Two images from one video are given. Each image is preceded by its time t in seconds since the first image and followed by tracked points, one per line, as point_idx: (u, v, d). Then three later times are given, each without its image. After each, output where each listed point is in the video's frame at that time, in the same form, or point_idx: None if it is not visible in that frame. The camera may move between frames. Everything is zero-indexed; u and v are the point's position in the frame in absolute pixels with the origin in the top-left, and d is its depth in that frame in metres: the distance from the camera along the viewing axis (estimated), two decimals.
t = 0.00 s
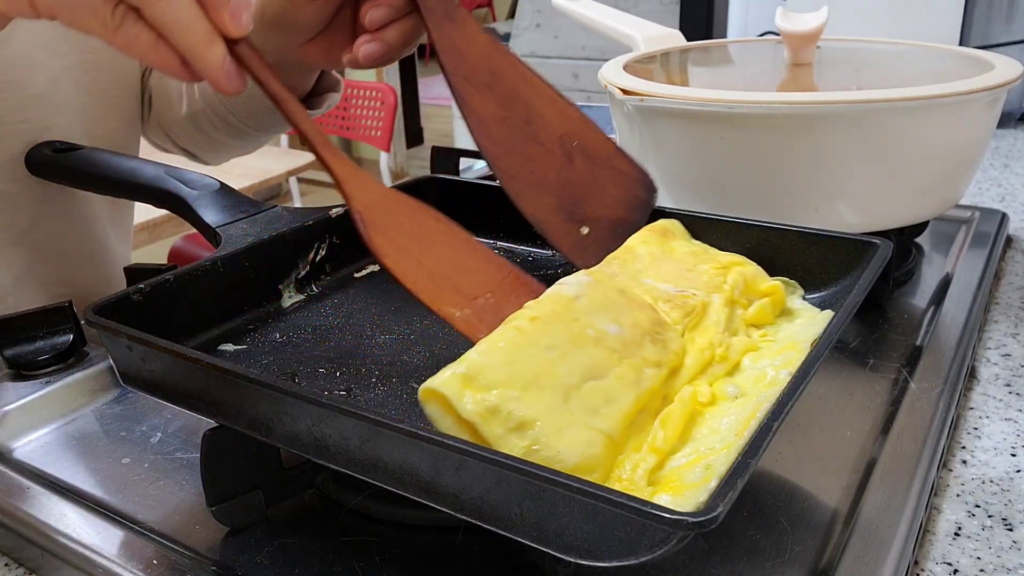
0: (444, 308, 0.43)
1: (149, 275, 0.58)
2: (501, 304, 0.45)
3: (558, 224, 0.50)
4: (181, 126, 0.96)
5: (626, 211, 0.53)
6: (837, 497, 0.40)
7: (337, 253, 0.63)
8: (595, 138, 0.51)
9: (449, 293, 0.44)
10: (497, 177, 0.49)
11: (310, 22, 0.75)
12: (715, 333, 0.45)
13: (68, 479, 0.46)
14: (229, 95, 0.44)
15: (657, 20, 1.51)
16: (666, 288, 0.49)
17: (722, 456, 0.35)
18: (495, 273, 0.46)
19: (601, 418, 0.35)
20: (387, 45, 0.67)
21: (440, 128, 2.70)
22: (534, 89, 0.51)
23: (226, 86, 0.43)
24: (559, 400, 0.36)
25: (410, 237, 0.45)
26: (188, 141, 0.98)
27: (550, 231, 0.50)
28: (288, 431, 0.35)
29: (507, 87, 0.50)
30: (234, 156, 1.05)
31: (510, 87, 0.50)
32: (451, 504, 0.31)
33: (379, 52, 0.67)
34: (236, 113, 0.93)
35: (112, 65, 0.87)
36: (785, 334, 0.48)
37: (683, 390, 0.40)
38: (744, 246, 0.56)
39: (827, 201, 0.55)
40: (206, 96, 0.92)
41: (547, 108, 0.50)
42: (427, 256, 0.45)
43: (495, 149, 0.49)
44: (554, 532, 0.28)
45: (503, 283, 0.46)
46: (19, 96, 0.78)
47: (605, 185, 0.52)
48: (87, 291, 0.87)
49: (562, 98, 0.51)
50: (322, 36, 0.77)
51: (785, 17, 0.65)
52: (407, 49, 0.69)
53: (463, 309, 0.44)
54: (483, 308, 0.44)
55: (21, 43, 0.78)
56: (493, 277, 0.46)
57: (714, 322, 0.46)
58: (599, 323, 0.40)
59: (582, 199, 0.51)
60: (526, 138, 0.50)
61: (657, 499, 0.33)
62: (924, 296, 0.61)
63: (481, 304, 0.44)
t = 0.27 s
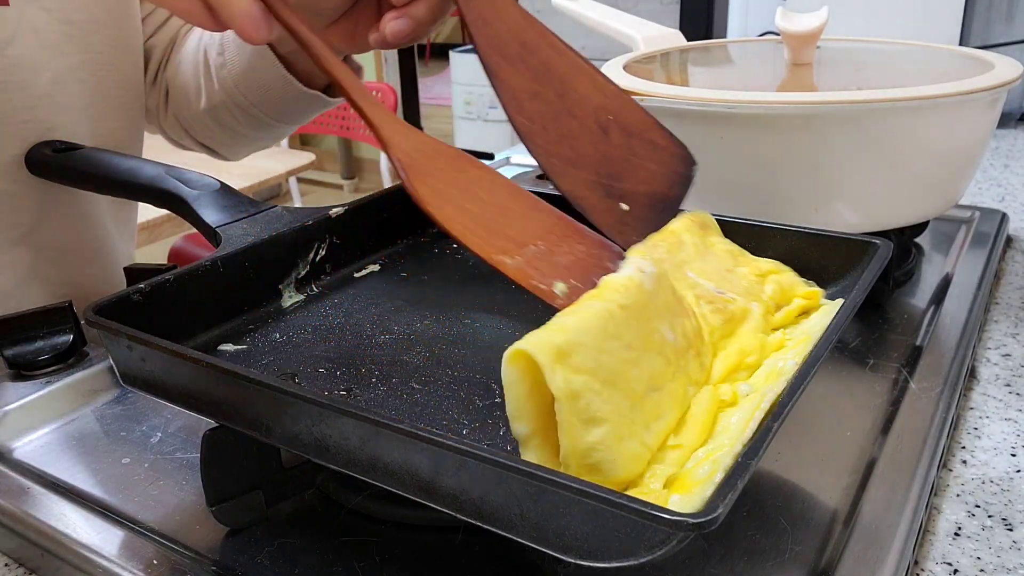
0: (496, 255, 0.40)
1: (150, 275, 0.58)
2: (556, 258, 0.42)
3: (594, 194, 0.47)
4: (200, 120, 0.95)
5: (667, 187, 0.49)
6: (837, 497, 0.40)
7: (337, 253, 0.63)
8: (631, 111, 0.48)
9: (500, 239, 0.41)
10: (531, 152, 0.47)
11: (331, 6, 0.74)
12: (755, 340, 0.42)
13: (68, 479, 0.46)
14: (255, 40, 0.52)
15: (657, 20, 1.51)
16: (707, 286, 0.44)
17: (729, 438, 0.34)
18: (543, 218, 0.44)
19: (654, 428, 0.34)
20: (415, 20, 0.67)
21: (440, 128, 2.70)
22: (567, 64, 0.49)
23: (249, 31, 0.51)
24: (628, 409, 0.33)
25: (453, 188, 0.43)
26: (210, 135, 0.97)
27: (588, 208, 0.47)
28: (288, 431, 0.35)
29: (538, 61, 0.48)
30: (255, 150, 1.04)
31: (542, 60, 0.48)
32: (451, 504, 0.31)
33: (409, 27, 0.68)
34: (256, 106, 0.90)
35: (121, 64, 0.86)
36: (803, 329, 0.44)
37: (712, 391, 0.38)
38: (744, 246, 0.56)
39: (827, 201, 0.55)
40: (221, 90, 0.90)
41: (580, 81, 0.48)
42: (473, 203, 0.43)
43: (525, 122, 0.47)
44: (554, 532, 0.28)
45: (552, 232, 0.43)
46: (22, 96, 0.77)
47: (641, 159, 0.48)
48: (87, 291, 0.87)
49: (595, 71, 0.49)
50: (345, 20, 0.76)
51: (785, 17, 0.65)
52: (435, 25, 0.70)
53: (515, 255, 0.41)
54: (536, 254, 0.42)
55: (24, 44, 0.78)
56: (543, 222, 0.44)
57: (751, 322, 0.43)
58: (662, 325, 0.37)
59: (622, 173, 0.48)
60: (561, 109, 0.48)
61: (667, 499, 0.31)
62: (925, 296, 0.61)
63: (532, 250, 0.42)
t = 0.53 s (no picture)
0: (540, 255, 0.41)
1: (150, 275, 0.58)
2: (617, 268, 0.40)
3: (637, 185, 0.46)
4: (216, 115, 0.94)
5: (707, 172, 0.47)
6: (837, 497, 0.40)
7: (337, 253, 0.63)
8: (673, 99, 0.47)
9: (541, 241, 0.42)
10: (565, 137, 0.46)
11: None
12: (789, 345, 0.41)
13: (68, 479, 0.46)
14: (288, 42, 0.53)
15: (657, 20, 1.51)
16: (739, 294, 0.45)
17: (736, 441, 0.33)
18: (586, 220, 0.43)
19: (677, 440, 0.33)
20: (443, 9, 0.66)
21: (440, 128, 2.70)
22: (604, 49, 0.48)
23: (283, 33, 0.52)
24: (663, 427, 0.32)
25: (486, 186, 0.45)
26: (227, 128, 0.97)
27: (629, 196, 0.45)
28: (288, 431, 0.35)
29: (574, 49, 0.47)
30: (273, 143, 1.03)
31: (578, 49, 0.47)
32: (451, 504, 0.31)
33: (436, 16, 0.66)
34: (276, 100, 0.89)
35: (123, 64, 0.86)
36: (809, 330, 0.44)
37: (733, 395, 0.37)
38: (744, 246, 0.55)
39: (827, 201, 0.55)
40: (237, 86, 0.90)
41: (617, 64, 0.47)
42: (510, 202, 0.44)
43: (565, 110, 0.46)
44: (553, 533, 0.28)
45: (596, 230, 0.43)
46: (25, 96, 0.77)
47: (682, 146, 0.46)
48: (87, 291, 0.87)
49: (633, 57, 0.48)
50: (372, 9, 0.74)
51: (785, 17, 0.65)
52: (463, 12, 0.68)
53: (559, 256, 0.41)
54: (580, 255, 0.41)
55: (26, 43, 0.78)
56: (587, 223, 0.43)
57: (791, 328, 0.43)
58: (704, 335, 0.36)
59: (661, 160, 0.46)
60: (597, 96, 0.46)
61: (674, 504, 0.31)
62: (925, 296, 0.61)
63: (577, 252, 0.41)
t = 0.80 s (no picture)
0: (470, 293, 0.46)
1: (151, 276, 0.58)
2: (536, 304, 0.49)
3: (575, 180, 0.55)
4: (199, 119, 0.95)
5: (643, 171, 0.54)
6: (836, 497, 0.40)
7: (337, 253, 0.63)
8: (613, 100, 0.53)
9: (475, 279, 0.46)
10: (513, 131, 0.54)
11: None
12: (766, 337, 0.42)
13: (68, 479, 0.46)
14: (248, 66, 0.51)
15: (657, 20, 1.51)
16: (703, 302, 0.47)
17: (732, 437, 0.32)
18: (517, 266, 0.49)
19: (651, 436, 0.33)
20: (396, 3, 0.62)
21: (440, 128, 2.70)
22: (556, 52, 0.53)
23: (245, 56, 0.50)
24: (608, 427, 0.34)
25: (423, 220, 0.49)
26: (211, 132, 0.97)
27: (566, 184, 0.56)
28: (287, 431, 0.35)
29: (517, 39, 0.53)
30: (258, 148, 1.03)
31: (524, 41, 0.53)
32: (451, 504, 0.31)
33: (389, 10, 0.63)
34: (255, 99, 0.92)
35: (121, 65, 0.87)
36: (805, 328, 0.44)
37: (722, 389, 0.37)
38: (745, 246, 0.56)
39: (827, 201, 0.55)
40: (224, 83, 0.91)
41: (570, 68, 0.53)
42: (450, 241, 0.48)
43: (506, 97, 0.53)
44: (553, 532, 0.28)
45: (527, 271, 0.49)
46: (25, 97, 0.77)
47: (625, 142, 0.53)
48: (87, 291, 0.87)
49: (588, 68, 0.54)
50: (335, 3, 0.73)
51: (785, 17, 0.65)
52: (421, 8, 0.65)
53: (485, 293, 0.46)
54: (503, 299, 0.46)
55: (25, 45, 0.78)
56: (517, 267, 0.49)
57: (766, 326, 0.43)
58: (638, 349, 0.40)
59: (605, 159, 0.53)
60: (545, 89, 0.52)
61: (671, 500, 0.30)
62: (925, 296, 0.61)
63: (501, 294, 0.46)
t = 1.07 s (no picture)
0: (448, 337, 0.41)
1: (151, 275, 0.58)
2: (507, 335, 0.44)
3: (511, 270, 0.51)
4: (178, 126, 0.96)
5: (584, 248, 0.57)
6: (837, 497, 0.40)
7: (337, 252, 0.63)
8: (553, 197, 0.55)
9: (453, 321, 0.42)
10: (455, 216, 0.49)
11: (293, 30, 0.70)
12: (762, 337, 0.42)
13: (68, 479, 0.46)
14: (236, 117, 0.45)
15: (657, 20, 1.51)
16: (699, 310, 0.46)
17: (733, 434, 0.32)
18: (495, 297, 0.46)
19: (642, 436, 0.33)
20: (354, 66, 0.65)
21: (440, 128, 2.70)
22: (499, 137, 0.52)
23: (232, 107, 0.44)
24: (593, 438, 0.34)
25: (406, 258, 0.45)
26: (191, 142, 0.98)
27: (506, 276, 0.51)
28: (288, 431, 0.35)
29: (471, 127, 0.51)
30: (239, 156, 1.04)
31: (474, 128, 0.51)
32: (452, 504, 0.31)
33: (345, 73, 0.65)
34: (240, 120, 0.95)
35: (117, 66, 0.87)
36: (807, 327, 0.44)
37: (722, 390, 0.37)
38: (745, 246, 0.55)
39: (827, 201, 0.55)
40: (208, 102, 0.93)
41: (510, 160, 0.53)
42: (431, 281, 0.44)
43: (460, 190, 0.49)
44: (553, 533, 0.28)
45: (500, 308, 0.45)
46: (21, 98, 0.78)
47: (556, 243, 0.55)
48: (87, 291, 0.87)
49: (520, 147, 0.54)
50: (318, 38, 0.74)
51: (785, 17, 0.65)
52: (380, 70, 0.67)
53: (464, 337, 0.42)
54: (491, 336, 0.43)
55: (22, 46, 0.78)
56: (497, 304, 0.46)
57: (757, 322, 0.43)
58: (616, 370, 0.39)
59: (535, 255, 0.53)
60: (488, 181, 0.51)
61: (675, 499, 0.30)
62: (924, 296, 0.61)
63: (487, 332, 0.43)
